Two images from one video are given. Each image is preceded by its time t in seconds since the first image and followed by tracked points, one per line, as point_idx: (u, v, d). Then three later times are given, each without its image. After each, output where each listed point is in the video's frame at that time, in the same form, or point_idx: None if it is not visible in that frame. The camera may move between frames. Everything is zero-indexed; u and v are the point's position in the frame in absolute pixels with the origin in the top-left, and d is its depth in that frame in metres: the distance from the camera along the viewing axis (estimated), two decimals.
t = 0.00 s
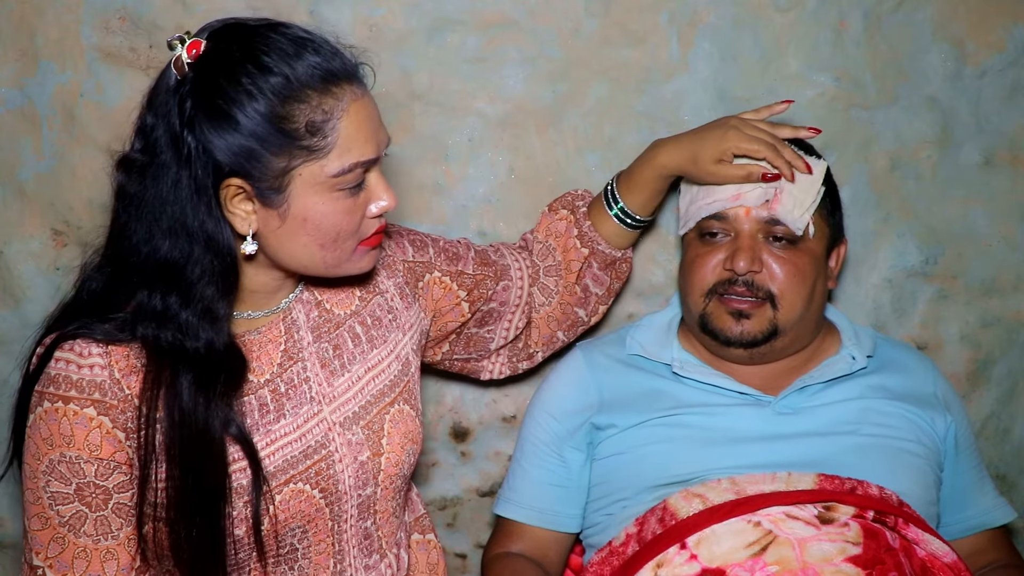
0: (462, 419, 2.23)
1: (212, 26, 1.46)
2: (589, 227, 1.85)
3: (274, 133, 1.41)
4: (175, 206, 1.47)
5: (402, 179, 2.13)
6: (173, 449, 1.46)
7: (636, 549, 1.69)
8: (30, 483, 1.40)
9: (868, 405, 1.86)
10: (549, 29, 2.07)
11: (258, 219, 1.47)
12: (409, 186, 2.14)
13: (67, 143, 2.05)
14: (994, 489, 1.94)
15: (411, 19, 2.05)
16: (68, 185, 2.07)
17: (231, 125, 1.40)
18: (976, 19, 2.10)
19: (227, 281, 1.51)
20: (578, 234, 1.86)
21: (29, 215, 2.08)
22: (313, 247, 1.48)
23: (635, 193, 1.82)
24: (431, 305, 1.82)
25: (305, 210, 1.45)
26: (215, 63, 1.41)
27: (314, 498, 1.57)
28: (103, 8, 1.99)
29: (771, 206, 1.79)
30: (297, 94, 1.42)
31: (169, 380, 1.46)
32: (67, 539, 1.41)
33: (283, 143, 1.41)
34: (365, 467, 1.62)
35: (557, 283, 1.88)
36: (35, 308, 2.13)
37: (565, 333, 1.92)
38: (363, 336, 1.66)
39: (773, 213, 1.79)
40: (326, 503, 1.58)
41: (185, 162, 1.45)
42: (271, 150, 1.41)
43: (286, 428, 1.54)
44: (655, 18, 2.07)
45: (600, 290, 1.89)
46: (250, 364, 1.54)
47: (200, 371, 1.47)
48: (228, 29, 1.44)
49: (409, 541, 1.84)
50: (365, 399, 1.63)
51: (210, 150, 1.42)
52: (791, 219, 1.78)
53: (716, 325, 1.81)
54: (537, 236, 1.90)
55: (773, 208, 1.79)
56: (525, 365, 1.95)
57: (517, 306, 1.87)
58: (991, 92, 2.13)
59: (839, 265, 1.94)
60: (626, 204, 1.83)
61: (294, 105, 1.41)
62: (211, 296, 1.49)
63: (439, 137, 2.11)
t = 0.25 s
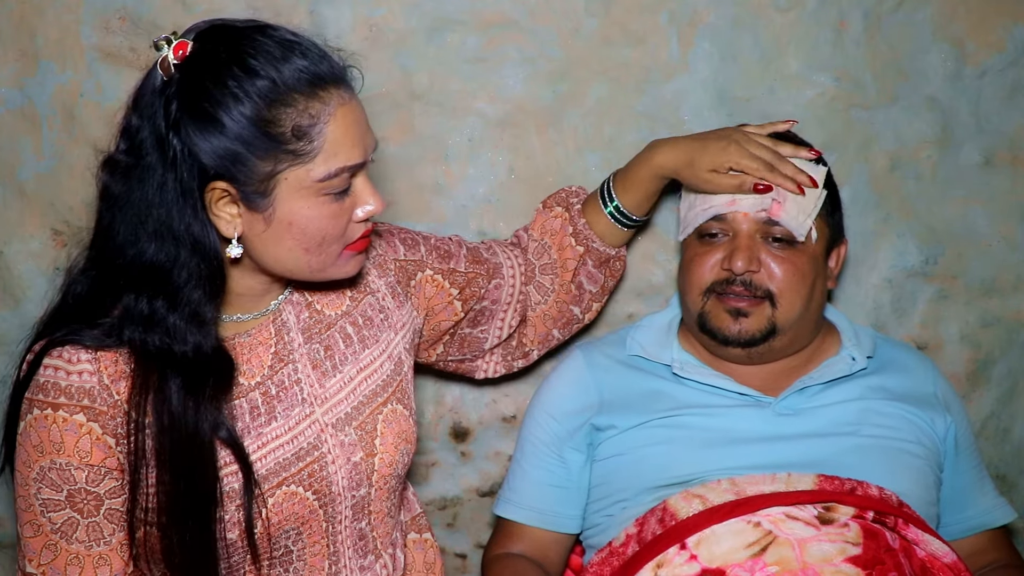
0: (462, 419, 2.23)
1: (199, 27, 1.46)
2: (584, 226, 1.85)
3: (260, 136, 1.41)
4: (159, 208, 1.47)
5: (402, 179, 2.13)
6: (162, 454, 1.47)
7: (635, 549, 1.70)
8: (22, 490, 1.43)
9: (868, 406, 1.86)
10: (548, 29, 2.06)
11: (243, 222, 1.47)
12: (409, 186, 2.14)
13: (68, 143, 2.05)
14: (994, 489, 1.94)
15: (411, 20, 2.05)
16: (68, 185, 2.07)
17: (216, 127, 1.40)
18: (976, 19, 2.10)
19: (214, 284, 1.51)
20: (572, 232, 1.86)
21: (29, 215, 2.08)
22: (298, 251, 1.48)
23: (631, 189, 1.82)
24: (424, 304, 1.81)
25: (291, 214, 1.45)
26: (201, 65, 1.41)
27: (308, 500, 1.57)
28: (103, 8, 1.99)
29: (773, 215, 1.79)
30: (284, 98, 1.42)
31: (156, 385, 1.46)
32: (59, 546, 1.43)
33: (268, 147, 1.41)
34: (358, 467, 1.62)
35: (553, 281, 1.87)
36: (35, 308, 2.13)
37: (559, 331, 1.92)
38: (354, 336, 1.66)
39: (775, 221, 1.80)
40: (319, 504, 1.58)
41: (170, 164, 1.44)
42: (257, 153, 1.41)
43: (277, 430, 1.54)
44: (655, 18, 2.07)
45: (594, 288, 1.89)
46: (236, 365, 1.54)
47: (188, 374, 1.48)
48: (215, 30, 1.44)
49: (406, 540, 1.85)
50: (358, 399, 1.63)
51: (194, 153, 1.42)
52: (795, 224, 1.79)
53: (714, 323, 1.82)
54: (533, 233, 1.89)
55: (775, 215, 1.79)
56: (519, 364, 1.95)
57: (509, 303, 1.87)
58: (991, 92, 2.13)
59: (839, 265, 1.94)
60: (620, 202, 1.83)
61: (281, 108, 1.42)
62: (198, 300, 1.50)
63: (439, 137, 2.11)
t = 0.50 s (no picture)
0: (462, 419, 2.23)
1: (181, 29, 1.46)
2: (577, 222, 1.85)
3: (243, 140, 1.40)
4: (144, 213, 1.47)
5: (402, 179, 2.14)
6: (152, 458, 1.47)
7: (635, 550, 1.70)
8: (16, 497, 1.44)
9: (869, 408, 1.86)
10: (549, 29, 2.06)
11: (228, 225, 1.47)
12: (409, 186, 2.14)
13: (68, 143, 2.05)
14: (993, 490, 1.94)
15: (411, 19, 2.05)
16: (68, 185, 2.07)
17: (199, 131, 1.39)
18: (976, 19, 2.10)
19: (200, 289, 1.51)
20: (567, 228, 1.86)
21: (30, 215, 2.08)
22: (284, 253, 1.49)
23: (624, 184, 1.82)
24: (417, 299, 1.82)
25: (277, 217, 1.45)
26: (183, 68, 1.40)
27: (303, 498, 1.57)
28: (103, 8, 1.99)
29: (769, 212, 1.79)
30: (266, 101, 1.41)
31: (143, 390, 1.46)
32: (54, 552, 1.44)
33: (251, 150, 1.41)
34: (354, 464, 1.62)
35: (548, 277, 1.88)
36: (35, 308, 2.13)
37: (554, 326, 1.93)
38: (347, 333, 1.66)
39: (772, 219, 1.80)
40: (316, 503, 1.59)
41: (154, 168, 1.44)
42: (240, 157, 1.41)
43: (270, 429, 1.55)
44: (655, 18, 2.07)
45: (587, 283, 1.89)
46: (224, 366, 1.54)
47: (175, 379, 1.47)
48: (197, 33, 1.44)
49: (406, 538, 1.85)
50: (352, 395, 1.63)
51: (177, 157, 1.41)
52: (792, 221, 1.79)
53: (709, 319, 1.81)
54: (527, 230, 1.90)
55: (771, 213, 1.79)
56: (514, 359, 1.97)
57: (500, 297, 1.88)
58: (991, 92, 2.13)
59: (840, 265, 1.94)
60: (615, 198, 1.83)
61: (263, 111, 1.41)
62: (185, 304, 1.50)
63: (439, 137, 2.11)
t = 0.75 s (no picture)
0: (462, 419, 2.23)
1: (157, 31, 1.47)
2: (567, 232, 1.87)
3: (217, 141, 1.40)
4: (118, 213, 1.47)
5: (402, 179, 2.13)
6: (134, 460, 1.47)
7: (635, 551, 1.70)
8: (6, 502, 1.45)
9: (868, 408, 1.86)
10: (549, 29, 2.06)
11: (205, 225, 1.47)
12: (409, 187, 2.14)
13: (67, 143, 2.05)
14: (993, 490, 1.94)
15: (411, 19, 2.05)
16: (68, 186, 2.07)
17: (172, 132, 1.40)
18: (976, 18, 2.09)
19: (172, 290, 1.51)
20: (556, 237, 1.88)
21: (29, 216, 2.08)
22: (262, 253, 1.48)
23: (614, 194, 1.85)
24: (406, 301, 1.83)
25: (253, 216, 1.45)
26: (156, 70, 1.41)
27: (294, 498, 1.58)
28: (103, 8, 1.99)
29: (759, 208, 1.79)
30: (239, 100, 1.41)
31: (118, 391, 1.46)
32: (45, 558, 1.46)
33: (225, 151, 1.41)
34: (344, 463, 1.63)
35: (536, 285, 1.90)
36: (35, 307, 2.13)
37: (542, 336, 1.95)
38: (336, 332, 1.66)
39: (762, 214, 1.79)
40: (306, 502, 1.59)
41: (128, 169, 1.45)
42: (214, 158, 1.41)
43: (260, 429, 1.55)
44: (655, 18, 2.07)
45: (573, 293, 1.91)
46: (205, 366, 1.54)
47: (148, 381, 1.48)
48: (171, 34, 1.44)
49: (401, 539, 1.85)
50: (342, 394, 1.64)
51: (152, 159, 1.42)
52: (782, 217, 1.78)
53: (700, 315, 1.82)
54: (517, 238, 1.92)
55: (762, 209, 1.79)
56: (502, 368, 1.98)
57: (489, 303, 1.89)
58: (992, 92, 2.13)
59: (839, 266, 1.94)
60: (605, 207, 1.86)
61: (237, 111, 1.41)
62: (157, 305, 1.50)
63: (439, 137, 2.11)
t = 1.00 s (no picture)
0: (462, 419, 2.23)
1: (154, 31, 1.47)
2: (552, 245, 1.88)
3: (211, 146, 1.40)
4: (110, 214, 1.47)
5: (402, 179, 2.13)
6: (119, 463, 1.47)
7: (635, 551, 1.70)
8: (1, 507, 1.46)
9: (868, 409, 1.86)
10: (549, 29, 2.06)
11: (198, 229, 1.47)
12: (409, 187, 2.14)
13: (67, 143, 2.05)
14: (993, 490, 1.94)
15: (411, 19, 2.05)
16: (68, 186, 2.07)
17: (166, 135, 1.40)
18: (976, 18, 2.09)
19: (162, 293, 1.51)
20: (541, 250, 1.89)
21: (29, 215, 2.08)
22: (253, 258, 1.48)
23: (598, 205, 1.87)
24: (401, 307, 1.83)
25: (246, 221, 1.45)
26: (151, 72, 1.41)
27: (289, 499, 1.58)
28: (103, 8, 1.99)
29: (751, 199, 1.79)
30: (234, 106, 1.41)
31: (107, 393, 1.46)
32: (40, 561, 1.47)
33: (219, 156, 1.41)
34: (339, 464, 1.63)
35: (523, 299, 1.90)
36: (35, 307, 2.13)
37: (531, 350, 1.94)
38: (330, 334, 1.67)
39: (755, 206, 1.79)
40: (301, 503, 1.59)
41: (121, 170, 1.45)
42: (208, 162, 1.41)
43: (254, 431, 1.56)
44: (655, 18, 2.07)
45: (560, 306, 1.91)
46: (198, 368, 1.55)
47: (135, 384, 1.48)
48: (168, 36, 1.44)
49: (398, 541, 1.85)
50: (336, 395, 1.65)
51: (146, 161, 1.42)
52: (774, 209, 1.79)
53: (691, 308, 1.81)
54: (503, 252, 1.93)
55: (754, 200, 1.79)
56: (492, 384, 1.97)
57: (479, 317, 1.89)
58: (992, 92, 2.13)
59: (837, 265, 1.93)
60: (591, 220, 1.87)
61: (231, 117, 1.41)
62: (148, 307, 1.50)
63: (439, 137, 2.11)
